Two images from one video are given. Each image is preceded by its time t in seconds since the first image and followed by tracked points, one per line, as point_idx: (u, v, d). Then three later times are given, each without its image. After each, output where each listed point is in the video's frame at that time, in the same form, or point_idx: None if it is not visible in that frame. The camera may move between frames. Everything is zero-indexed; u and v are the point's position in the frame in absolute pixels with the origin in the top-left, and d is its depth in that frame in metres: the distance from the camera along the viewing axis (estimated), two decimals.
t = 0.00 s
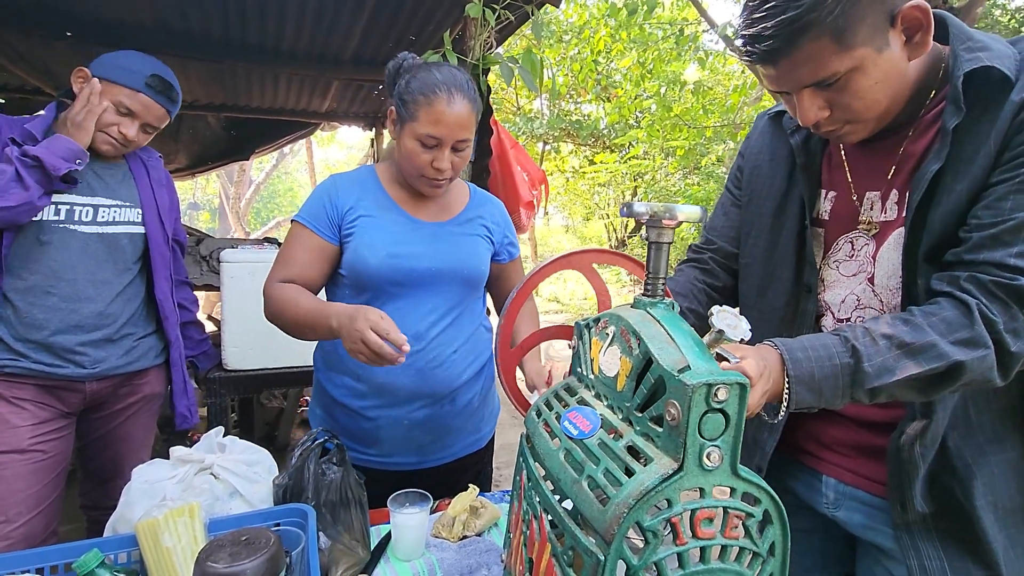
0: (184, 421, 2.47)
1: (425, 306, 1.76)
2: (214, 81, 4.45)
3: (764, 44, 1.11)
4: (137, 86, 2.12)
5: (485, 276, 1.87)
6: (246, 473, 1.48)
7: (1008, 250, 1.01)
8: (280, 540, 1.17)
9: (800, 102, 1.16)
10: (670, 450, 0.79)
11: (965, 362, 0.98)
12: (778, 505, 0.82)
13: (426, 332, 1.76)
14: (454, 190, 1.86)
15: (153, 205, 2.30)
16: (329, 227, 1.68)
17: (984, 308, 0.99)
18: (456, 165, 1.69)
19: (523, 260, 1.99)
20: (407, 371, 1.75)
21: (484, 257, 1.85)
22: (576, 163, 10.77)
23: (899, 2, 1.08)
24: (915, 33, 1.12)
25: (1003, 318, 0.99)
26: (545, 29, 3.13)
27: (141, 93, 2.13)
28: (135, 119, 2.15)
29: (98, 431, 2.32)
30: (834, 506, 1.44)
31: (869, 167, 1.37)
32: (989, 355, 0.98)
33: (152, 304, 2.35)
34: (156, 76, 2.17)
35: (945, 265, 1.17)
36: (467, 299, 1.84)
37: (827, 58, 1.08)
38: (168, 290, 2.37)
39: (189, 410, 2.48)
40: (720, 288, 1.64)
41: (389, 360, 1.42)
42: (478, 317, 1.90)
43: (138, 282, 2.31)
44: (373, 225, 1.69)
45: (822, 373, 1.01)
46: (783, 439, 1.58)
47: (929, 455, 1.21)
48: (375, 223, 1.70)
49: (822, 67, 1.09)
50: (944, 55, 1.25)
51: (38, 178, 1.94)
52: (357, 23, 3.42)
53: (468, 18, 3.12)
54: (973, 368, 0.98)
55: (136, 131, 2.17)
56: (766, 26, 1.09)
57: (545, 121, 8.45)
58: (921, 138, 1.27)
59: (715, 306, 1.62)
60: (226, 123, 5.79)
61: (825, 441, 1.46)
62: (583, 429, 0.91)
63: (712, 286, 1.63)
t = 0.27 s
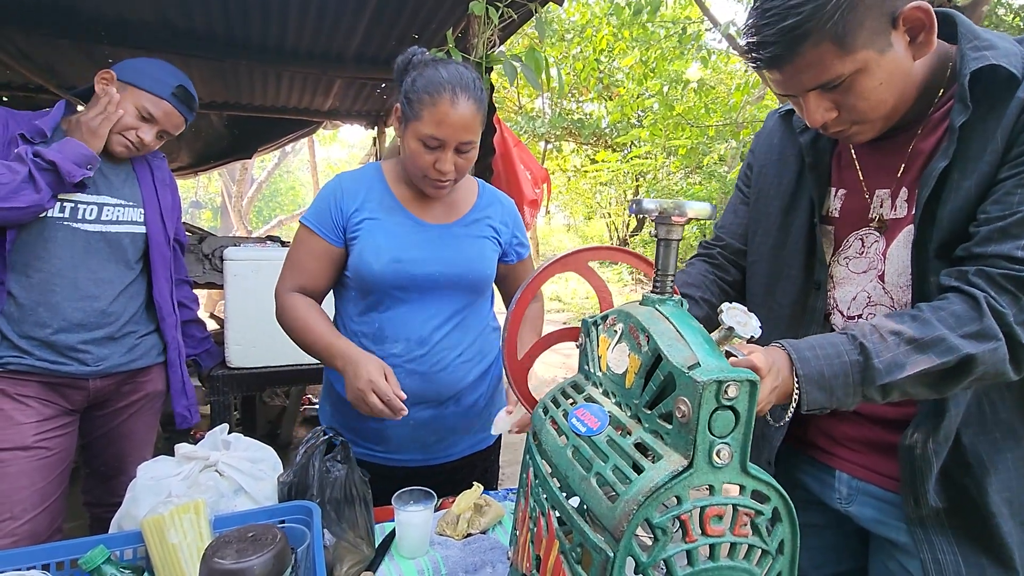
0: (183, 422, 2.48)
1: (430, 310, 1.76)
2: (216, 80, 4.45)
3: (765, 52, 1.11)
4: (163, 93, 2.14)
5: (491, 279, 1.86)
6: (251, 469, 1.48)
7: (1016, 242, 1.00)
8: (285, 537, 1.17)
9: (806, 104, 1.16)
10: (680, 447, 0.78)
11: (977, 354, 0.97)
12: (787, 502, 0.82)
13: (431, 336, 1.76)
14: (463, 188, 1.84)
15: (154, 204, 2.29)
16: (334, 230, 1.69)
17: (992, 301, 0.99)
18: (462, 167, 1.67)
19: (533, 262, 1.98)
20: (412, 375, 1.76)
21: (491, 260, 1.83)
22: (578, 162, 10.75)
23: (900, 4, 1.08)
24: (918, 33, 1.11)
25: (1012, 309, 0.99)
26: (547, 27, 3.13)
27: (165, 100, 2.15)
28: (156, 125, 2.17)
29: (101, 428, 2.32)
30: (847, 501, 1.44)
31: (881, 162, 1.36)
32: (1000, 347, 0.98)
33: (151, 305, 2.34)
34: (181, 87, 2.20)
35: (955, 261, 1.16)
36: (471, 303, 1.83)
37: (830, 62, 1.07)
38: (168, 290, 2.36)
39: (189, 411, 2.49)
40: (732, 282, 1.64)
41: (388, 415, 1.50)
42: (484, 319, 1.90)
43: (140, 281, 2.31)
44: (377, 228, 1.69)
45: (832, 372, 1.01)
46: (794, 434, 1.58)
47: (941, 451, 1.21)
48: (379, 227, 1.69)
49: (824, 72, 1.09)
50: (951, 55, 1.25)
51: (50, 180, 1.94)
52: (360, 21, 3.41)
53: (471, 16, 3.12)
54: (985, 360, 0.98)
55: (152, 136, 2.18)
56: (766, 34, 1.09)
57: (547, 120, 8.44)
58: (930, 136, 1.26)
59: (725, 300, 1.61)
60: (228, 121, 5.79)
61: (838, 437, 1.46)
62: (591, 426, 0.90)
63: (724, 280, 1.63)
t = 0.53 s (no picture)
0: (184, 421, 2.46)
1: (427, 315, 1.76)
2: (218, 78, 4.44)
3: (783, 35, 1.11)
4: (164, 93, 2.12)
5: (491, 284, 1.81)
6: (254, 469, 1.47)
7: None
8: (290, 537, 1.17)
9: (824, 91, 1.15)
10: (687, 446, 0.78)
11: (988, 357, 0.97)
12: (795, 503, 0.81)
13: (428, 341, 1.76)
14: (464, 188, 1.80)
15: (157, 203, 2.29)
16: (335, 231, 1.71)
17: (1006, 304, 0.98)
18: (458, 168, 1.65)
19: (540, 261, 1.88)
20: (408, 379, 1.75)
21: (490, 265, 1.79)
22: (580, 161, 10.74)
23: None
24: (941, 22, 1.11)
25: None
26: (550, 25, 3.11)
27: (168, 101, 2.12)
28: (157, 126, 2.14)
29: (103, 427, 2.32)
30: (852, 500, 1.44)
31: (896, 158, 1.35)
32: (1013, 350, 0.97)
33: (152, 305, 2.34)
34: (184, 88, 2.17)
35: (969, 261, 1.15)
36: (468, 308, 1.80)
37: (852, 46, 1.07)
38: (169, 290, 2.35)
39: (190, 410, 2.47)
40: (734, 278, 1.63)
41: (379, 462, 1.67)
42: (484, 325, 1.86)
43: (141, 280, 2.30)
44: (375, 231, 1.68)
45: (840, 374, 1.00)
46: (798, 432, 1.58)
47: (950, 453, 1.20)
48: (377, 230, 1.68)
49: (845, 55, 1.08)
50: (972, 51, 1.24)
51: (68, 170, 1.97)
52: (363, 19, 3.40)
53: (475, 14, 3.11)
54: (997, 363, 0.98)
55: (152, 137, 2.15)
56: (786, 15, 1.08)
57: (549, 119, 8.42)
58: (946, 134, 1.25)
59: (726, 295, 1.61)
60: (230, 120, 5.78)
61: (842, 435, 1.46)
62: (597, 426, 0.90)
63: (725, 274, 1.62)
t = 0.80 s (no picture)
0: (184, 422, 2.45)
1: (424, 319, 1.76)
2: (220, 77, 4.44)
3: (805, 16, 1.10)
4: (169, 83, 2.13)
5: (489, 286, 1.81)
6: (257, 469, 1.48)
7: None
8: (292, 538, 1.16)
9: (844, 77, 1.14)
10: (692, 450, 0.77)
11: (996, 358, 0.97)
12: (800, 507, 0.81)
13: (426, 345, 1.76)
14: (460, 186, 1.79)
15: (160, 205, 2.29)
16: (330, 237, 1.70)
17: (1014, 303, 0.98)
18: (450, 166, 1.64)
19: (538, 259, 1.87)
20: (407, 384, 1.77)
21: (487, 266, 1.78)
22: (582, 160, 10.73)
23: None
24: (966, 12, 1.11)
25: None
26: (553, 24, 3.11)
27: (174, 91, 2.14)
28: (163, 117, 2.15)
29: (106, 427, 2.32)
30: (851, 503, 1.43)
31: (906, 153, 1.35)
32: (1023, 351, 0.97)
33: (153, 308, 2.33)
34: (187, 78, 2.20)
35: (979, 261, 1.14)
36: (465, 312, 1.81)
37: (875, 30, 1.06)
38: (169, 293, 2.35)
39: (190, 413, 2.45)
40: (742, 276, 1.63)
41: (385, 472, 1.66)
42: (482, 327, 1.86)
43: (143, 282, 2.30)
44: (369, 236, 1.67)
45: (846, 374, 1.00)
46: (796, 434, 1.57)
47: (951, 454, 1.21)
48: (371, 235, 1.67)
49: (869, 40, 1.07)
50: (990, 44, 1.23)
51: (65, 178, 1.97)
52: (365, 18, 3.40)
53: (477, 13, 3.10)
54: (1006, 365, 0.97)
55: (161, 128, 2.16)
56: None
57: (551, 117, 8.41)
58: (959, 129, 1.25)
59: (734, 295, 1.61)
60: (232, 119, 5.78)
61: (842, 439, 1.45)
62: (601, 428, 0.90)
63: (733, 273, 1.62)
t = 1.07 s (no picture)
0: (185, 421, 2.46)
1: (418, 318, 1.76)
2: (222, 75, 4.44)
3: None
4: (169, 64, 2.17)
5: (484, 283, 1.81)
6: (260, 465, 1.48)
7: None
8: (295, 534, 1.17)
9: (851, 41, 1.13)
10: (692, 447, 0.78)
11: (998, 356, 0.97)
12: (800, 504, 0.81)
13: (420, 344, 1.76)
14: (454, 182, 1.80)
15: (165, 203, 2.31)
16: (321, 235, 1.71)
17: (1016, 302, 0.98)
18: (440, 155, 1.63)
19: (535, 255, 1.89)
20: (401, 384, 1.76)
21: (482, 265, 1.78)
22: (584, 158, 10.72)
23: None
24: None
25: None
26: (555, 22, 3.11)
27: (175, 72, 2.18)
28: (169, 96, 2.17)
29: (110, 423, 2.33)
30: (846, 504, 1.43)
31: (913, 147, 1.35)
32: None
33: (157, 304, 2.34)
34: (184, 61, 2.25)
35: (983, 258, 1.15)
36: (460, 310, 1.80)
37: None
38: (174, 290, 2.36)
39: (191, 411, 2.47)
40: (741, 270, 1.63)
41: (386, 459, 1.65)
42: (476, 326, 1.86)
43: (147, 281, 2.31)
44: (361, 235, 1.68)
45: (847, 371, 1.00)
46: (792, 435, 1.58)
47: (948, 453, 1.21)
48: (364, 233, 1.68)
49: None
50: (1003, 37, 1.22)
51: (66, 187, 1.97)
52: (367, 16, 3.40)
53: (479, 11, 3.10)
54: (1007, 362, 0.98)
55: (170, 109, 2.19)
56: None
57: (553, 116, 8.40)
58: (968, 124, 1.26)
59: (733, 290, 1.61)
60: (234, 117, 5.79)
61: (836, 440, 1.45)
62: (601, 425, 0.90)
63: (732, 267, 1.62)
